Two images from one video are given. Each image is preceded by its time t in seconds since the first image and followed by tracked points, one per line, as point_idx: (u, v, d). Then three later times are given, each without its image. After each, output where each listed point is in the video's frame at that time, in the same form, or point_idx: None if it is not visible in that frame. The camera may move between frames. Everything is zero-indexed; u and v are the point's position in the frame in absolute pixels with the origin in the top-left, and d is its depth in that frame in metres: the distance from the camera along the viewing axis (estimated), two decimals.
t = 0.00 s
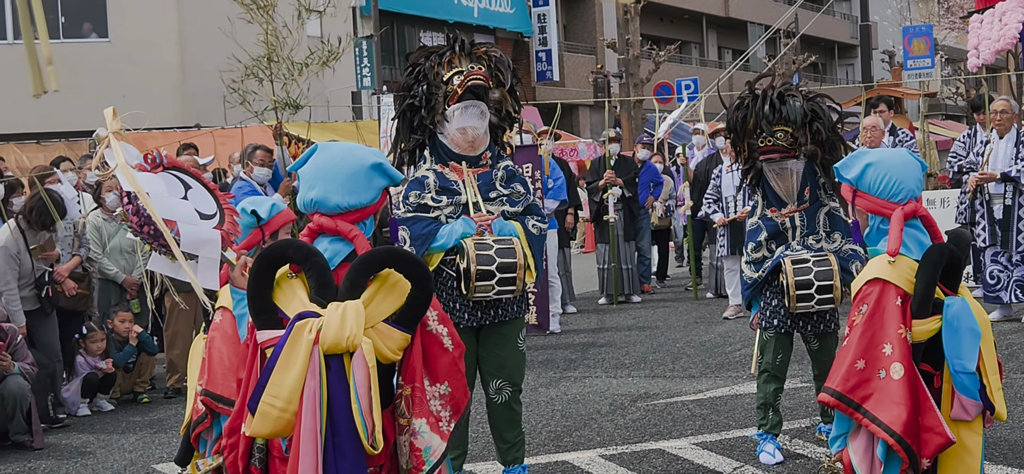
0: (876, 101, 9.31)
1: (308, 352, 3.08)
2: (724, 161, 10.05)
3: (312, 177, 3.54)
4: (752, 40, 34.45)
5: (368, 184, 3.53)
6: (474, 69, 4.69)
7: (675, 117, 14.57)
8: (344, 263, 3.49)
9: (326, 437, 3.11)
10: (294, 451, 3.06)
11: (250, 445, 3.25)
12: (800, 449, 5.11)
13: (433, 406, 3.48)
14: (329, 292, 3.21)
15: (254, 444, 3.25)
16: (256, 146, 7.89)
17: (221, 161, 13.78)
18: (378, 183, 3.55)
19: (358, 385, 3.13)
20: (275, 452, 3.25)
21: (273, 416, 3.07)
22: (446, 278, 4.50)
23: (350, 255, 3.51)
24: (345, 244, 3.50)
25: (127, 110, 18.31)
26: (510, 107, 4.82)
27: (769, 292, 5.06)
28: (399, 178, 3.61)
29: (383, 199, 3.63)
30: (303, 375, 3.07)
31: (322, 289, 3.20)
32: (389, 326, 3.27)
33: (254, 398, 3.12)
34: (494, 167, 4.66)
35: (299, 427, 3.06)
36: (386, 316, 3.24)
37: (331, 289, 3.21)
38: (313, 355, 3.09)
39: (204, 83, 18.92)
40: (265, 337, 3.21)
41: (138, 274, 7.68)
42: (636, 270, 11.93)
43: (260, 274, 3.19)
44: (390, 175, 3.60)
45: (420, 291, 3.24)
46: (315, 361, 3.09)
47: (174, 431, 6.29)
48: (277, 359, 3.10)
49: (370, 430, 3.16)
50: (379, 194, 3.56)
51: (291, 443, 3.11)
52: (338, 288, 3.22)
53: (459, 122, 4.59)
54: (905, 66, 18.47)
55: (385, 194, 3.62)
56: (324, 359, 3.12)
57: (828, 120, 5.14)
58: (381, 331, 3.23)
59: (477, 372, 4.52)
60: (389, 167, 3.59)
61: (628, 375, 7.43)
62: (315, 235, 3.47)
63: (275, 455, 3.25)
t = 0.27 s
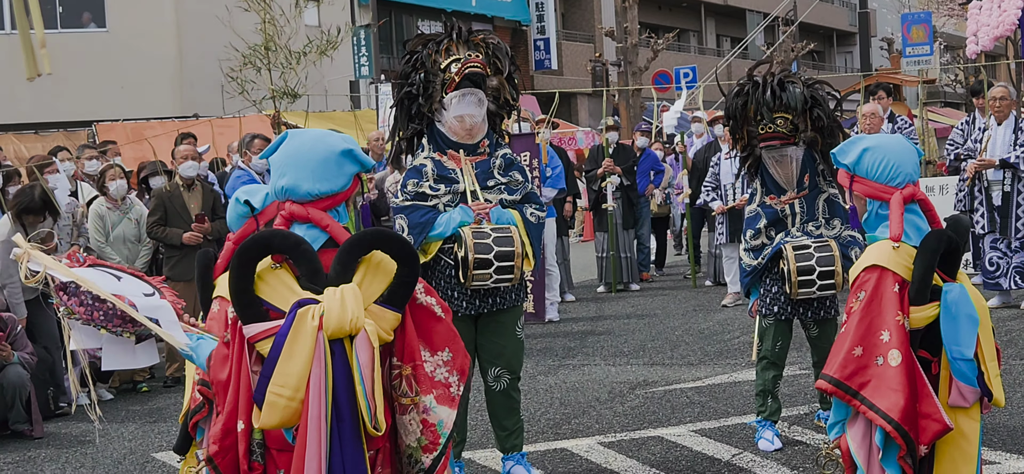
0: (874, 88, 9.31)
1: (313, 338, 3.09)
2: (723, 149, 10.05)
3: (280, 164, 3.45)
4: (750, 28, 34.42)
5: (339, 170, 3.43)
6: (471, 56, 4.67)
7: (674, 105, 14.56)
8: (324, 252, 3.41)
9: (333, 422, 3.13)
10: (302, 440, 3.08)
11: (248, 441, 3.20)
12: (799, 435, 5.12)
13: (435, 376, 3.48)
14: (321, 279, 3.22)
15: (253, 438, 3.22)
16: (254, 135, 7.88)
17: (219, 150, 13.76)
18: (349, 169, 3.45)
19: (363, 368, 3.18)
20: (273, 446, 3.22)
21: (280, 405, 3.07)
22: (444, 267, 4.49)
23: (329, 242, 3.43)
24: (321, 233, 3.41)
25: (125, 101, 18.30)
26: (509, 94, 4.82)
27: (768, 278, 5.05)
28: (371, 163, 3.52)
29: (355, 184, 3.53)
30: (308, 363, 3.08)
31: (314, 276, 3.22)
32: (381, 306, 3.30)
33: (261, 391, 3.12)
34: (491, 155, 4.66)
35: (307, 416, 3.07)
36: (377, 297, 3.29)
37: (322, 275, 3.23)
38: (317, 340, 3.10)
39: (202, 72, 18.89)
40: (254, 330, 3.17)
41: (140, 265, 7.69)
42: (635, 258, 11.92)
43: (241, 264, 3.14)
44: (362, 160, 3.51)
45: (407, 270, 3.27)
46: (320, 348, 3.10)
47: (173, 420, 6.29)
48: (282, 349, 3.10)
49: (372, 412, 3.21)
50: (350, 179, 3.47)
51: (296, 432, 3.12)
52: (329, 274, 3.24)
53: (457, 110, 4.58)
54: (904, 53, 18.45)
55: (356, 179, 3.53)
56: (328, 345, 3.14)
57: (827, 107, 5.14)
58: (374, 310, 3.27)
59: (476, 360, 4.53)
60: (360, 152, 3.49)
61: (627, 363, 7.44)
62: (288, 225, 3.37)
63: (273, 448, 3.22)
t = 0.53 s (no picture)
0: (873, 77, 9.30)
1: (293, 327, 3.12)
2: (722, 138, 10.04)
3: (232, 157, 3.42)
4: (750, 17, 34.38)
5: (292, 161, 3.38)
6: (470, 45, 4.65)
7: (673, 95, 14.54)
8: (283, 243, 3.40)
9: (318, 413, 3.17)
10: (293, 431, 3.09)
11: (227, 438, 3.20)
12: (799, 424, 5.13)
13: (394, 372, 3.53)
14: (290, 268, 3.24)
15: (230, 439, 3.22)
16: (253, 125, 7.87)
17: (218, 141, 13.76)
18: (302, 159, 3.40)
19: (343, 352, 3.23)
20: (248, 441, 3.23)
21: (266, 396, 3.07)
22: (443, 257, 4.50)
23: (288, 233, 3.41)
24: (278, 225, 3.39)
25: (123, 92, 18.30)
26: (507, 84, 4.82)
27: (769, 268, 5.05)
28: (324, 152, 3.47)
29: (310, 174, 3.48)
30: (290, 351, 3.10)
31: (283, 268, 3.23)
32: (351, 293, 3.38)
33: (240, 384, 3.15)
34: (490, 145, 4.65)
35: (295, 404, 3.09)
36: (347, 284, 3.37)
37: (290, 266, 3.24)
38: (297, 329, 3.13)
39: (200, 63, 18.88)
40: (222, 327, 3.17)
41: (143, 254, 7.67)
42: (634, 248, 11.92)
43: (206, 260, 3.14)
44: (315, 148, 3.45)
45: (372, 257, 3.37)
46: (301, 335, 3.13)
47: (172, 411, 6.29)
48: (260, 340, 3.12)
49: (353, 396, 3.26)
50: (304, 170, 3.43)
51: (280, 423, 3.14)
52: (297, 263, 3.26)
53: (455, 99, 4.56)
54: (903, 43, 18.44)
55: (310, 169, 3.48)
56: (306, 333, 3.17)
57: (827, 96, 5.13)
58: (346, 298, 3.36)
59: (475, 349, 4.54)
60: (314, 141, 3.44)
61: (626, 353, 7.44)
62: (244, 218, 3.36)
63: (250, 445, 3.23)
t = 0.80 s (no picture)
0: (873, 77, 9.30)
1: (240, 325, 3.24)
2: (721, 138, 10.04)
3: (203, 160, 3.54)
4: (750, 16, 34.36)
5: (258, 161, 3.48)
6: (470, 44, 4.64)
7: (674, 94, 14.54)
8: (250, 243, 3.51)
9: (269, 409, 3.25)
10: (235, 429, 3.20)
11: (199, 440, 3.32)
12: (799, 424, 5.13)
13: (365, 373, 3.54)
14: (249, 268, 3.36)
15: (207, 439, 3.36)
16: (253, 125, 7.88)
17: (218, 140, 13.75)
18: (270, 160, 3.50)
19: (297, 351, 3.30)
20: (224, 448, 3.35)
21: (210, 396, 3.20)
22: (443, 256, 4.50)
23: (256, 234, 3.52)
24: (245, 225, 3.50)
25: (124, 91, 18.27)
26: (507, 84, 4.81)
27: (769, 268, 5.05)
28: (293, 152, 3.54)
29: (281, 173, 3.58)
30: (235, 349, 3.22)
31: (241, 267, 3.35)
32: (319, 292, 3.45)
33: (188, 384, 3.23)
34: (491, 145, 4.65)
35: (238, 403, 3.20)
36: (310, 283, 3.41)
37: (250, 265, 3.36)
38: (246, 327, 3.25)
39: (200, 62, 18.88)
40: (187, 330, 3.35)
41: (137, 254, 7.69)
42: (635, 248, 11.91)
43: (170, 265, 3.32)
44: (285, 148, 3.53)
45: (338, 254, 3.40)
46: (249, 333, 3.25)
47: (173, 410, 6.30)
48: (209, 339, 3.26)
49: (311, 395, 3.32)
50: (274, 169, 3.53)
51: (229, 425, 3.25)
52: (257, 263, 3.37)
53: (456, 99, 4.56)
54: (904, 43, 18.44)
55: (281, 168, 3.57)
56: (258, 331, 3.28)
57: (826, 95, 5.13)
58: (311, 296, 3.43)
59: (476, 349, 4.54)
60: (284, 142, 3.53)
61: (627, 352, 7.44)
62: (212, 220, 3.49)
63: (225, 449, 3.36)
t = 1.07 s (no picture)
0: (869, 79, 9.31)
1: (205, 334, 3.32)
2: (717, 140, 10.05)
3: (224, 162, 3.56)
4: (746, 18, 34.39)
5: (269, 165, 3.46)
6: (465, 47, 4.65)
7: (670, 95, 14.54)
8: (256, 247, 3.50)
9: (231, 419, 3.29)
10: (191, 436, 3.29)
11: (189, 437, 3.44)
12: (795, 425, 5.13)
13: (351, 387, 3.40)
14: (237, 274, 3.38)
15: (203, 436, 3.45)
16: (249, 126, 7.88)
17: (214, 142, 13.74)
18: (283, 164, 3.47)
19: (252, 364, 3.26)
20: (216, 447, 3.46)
21: (172, 401, 3.31)
22: (439, 257, 4.50)
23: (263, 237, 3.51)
24: (255, 228, 3.49)
25: (120, 92, 18.25)
26: (504, 85, 4.80)
27: (764, 270, 5.06)
28: (307, 156, 3.50)
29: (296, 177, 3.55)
30: (197, 358, 3.31)
31: (231, 272, 3.37)
32: (302, 303, 3.36)
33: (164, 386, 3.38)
34: (487, 146, 4.65)
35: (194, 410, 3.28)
36: (294, 293, 3.35)
37: (238, 271, 3.38)
38: (211, 335, 3.32)
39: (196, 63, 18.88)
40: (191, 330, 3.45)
41: (130, 255, 7.71)
42: (631, 249, 11.92)
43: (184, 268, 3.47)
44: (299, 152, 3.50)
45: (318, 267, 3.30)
46: (213, 342, 3.32)
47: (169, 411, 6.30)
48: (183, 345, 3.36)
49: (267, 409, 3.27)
50: (286, 173, 3.49)
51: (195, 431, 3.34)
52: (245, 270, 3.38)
53: (452, 101, 4.56)
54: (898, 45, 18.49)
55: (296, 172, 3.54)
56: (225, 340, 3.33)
57: (822, 97, 5.14)
58: (290, 307, 3.33)
59: (472, 351, 4.54)
60: (299, 148, 3.50)
61: (623, 354, 7.44)
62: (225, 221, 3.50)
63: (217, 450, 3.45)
